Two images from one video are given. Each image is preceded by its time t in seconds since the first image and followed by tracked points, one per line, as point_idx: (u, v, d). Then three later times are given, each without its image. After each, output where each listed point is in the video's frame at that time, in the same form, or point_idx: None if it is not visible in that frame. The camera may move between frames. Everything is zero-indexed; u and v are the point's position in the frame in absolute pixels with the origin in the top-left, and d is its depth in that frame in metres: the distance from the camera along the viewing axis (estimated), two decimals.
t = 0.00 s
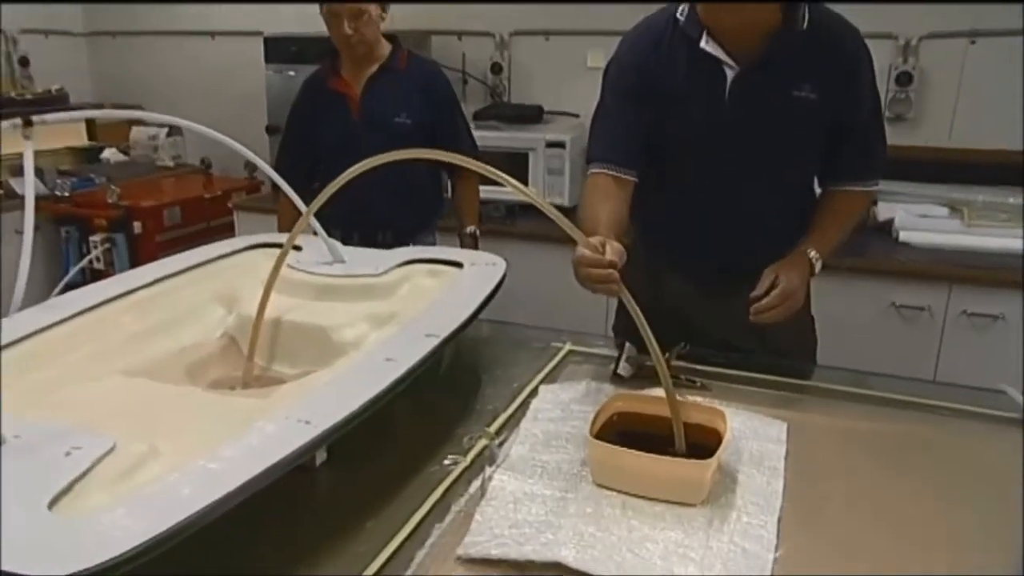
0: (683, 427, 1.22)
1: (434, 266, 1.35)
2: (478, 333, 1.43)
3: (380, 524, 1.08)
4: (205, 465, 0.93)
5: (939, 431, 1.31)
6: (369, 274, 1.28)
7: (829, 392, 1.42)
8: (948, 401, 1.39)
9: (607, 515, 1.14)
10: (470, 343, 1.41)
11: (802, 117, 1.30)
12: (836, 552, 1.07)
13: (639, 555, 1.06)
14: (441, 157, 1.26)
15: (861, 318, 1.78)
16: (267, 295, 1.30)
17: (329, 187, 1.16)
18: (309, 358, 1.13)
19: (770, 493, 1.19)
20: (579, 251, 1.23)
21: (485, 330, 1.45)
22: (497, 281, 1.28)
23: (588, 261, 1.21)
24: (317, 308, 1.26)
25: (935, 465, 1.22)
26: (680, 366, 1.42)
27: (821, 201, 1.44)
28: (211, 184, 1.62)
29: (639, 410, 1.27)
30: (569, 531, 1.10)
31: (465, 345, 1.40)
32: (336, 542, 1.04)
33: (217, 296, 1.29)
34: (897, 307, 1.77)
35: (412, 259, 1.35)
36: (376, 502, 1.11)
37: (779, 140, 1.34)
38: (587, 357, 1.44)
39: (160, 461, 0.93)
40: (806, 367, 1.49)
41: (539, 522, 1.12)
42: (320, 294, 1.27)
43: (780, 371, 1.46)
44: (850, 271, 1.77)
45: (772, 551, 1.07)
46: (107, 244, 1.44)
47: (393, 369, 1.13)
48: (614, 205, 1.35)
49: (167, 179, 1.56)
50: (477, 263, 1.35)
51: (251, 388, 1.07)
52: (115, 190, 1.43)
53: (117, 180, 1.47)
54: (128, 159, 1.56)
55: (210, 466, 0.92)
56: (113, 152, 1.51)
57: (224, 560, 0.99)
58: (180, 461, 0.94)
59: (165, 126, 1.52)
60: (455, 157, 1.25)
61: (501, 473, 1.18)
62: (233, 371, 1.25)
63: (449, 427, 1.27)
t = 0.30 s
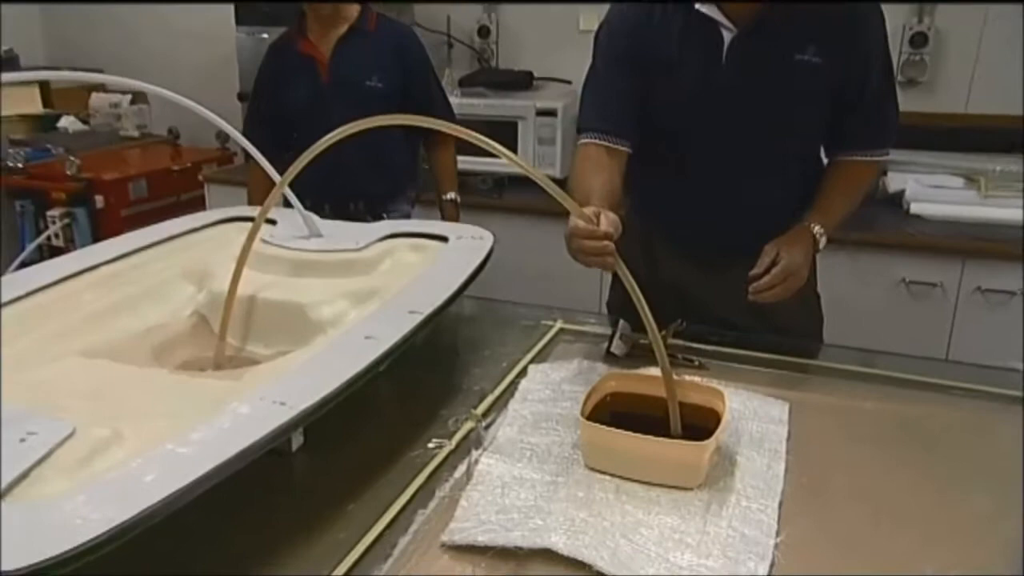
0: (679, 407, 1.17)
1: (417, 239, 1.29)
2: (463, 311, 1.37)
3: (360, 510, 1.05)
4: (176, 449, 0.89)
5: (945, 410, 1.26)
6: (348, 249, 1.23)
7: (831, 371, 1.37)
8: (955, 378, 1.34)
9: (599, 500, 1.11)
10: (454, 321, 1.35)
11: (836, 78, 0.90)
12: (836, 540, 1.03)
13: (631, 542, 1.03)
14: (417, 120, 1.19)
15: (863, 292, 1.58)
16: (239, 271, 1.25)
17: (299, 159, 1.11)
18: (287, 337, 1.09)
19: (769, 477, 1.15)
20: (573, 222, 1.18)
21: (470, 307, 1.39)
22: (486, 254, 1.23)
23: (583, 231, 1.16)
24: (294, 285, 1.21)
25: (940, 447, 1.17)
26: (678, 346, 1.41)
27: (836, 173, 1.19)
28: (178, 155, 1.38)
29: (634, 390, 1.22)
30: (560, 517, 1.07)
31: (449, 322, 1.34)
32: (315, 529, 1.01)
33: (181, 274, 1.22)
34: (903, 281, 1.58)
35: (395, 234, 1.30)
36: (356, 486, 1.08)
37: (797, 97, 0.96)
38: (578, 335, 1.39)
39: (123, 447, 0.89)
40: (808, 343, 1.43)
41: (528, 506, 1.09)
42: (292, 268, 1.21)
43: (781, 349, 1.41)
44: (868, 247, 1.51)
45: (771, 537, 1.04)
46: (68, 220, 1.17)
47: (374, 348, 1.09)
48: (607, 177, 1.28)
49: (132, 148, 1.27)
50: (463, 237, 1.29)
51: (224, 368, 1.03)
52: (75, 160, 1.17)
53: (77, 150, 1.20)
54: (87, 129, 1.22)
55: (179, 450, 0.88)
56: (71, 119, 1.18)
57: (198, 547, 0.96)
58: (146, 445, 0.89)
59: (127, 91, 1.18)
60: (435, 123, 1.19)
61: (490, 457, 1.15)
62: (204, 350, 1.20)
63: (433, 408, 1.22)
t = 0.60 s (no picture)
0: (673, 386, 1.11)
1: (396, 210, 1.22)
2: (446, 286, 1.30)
3: (336, 497, 1.00)
4: (137, 434, 0.84)
5: (956, 389, 1.20)
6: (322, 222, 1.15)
7: (837, 347, 1.30)
8: (967, 355, 1.27)
9: (589, 485, 1.05)
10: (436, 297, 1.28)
11: (830, 56, 0.81)
12: (841, 524, 0.98)
13: (623, 529, 0.98)
14: (383, 80, 1.10)
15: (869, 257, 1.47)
16: (204, 244, 1.17)
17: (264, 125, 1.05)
18: (259, 317, 1.03)
19: (770, 459, 1.09)
20: (556, 190, 1.11)
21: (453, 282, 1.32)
22: (470, 226, 1.17)
23: (565, 200, 1.10)
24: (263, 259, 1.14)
25: (949, 429, 1.12)
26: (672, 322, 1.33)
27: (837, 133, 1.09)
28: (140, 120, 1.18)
29: (627, 368, 1.15)
30: (548, 502, 1.02)
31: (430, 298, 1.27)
32: (289, 517, 0.96)
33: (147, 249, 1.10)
34: (915, 252, 1.51)
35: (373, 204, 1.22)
36: (333, 473, 1.03)
37: (796, 82, 0.87)
38: (569, 310, 1.32)
39: (76, 434, 0.81)
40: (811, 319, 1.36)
41: (515, 491, 1.03)
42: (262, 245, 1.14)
43: (783, 325, 1.34)
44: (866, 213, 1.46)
45: (771, 523, 0.98)
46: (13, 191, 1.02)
47: (349, 324, 1.04)
48: (590, 141, 1.13)
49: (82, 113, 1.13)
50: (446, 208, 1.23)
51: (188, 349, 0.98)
52: (20, 124, 1.04)
53: (25, 117, 1.10)
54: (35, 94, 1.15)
55: (139, 434, 0.83)
56: (16, 83, 1.12)
57: (165, 537, 0.92)
58: (103, 432, 0.83)
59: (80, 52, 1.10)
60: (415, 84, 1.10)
61: (473, 440, 1.09)
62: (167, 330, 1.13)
63: (414, 388, 1.16)
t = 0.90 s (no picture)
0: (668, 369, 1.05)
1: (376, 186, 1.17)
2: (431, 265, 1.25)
3: (313, 487, 0.95)
4: (97, 421, 0.75)
5: (963, 368, 1.15)
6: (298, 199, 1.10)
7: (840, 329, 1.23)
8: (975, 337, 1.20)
9: (578, 473, 1.00)
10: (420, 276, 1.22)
11: (852, 5, 0.60)
12: (846, 514, 0.93)
13: (615, 519, 0.94)
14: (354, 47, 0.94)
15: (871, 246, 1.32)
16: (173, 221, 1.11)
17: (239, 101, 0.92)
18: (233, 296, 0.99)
19: (770, 444, 1.04)
20: (546, 161, 1.03)
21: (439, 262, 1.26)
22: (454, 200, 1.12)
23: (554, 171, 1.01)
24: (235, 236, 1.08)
25: (958, 411, 1.06)
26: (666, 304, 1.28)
27: (844, 111, 0.90)
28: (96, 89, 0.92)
29: (620, 350, 1.10)
30: (536, 491, 0.97)
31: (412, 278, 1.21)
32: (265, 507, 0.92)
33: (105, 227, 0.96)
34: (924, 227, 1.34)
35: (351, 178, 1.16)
36: (310, 461, 0.98)
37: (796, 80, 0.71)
38: (558, 291, 1.26)
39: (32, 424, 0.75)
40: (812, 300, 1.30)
41: (500, 479, 0.99)
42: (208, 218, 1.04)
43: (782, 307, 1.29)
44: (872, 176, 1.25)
45: (771, 511, 0.93)
46: None
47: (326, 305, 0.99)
48: (582, 112, 1.11)
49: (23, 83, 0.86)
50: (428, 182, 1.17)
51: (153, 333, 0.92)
52: None
53: None
54: None
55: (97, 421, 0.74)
56: None
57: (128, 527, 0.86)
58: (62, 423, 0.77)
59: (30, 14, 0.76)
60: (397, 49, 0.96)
61: (458, 425, 1.05)
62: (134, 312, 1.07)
63: (396, 373, 1.11)
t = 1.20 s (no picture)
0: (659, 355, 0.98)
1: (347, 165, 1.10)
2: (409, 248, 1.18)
3: (279, 484, 0.90)
4: (41, 416, 0.69)
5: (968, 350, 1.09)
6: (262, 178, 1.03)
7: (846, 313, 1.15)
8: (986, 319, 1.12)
9: (562, 466, 0.95)
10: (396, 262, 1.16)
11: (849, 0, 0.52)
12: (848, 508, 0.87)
13: (601, 515, 0.88)
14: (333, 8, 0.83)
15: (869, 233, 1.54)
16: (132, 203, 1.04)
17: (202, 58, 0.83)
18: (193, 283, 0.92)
19: (767, 434, 0.98)
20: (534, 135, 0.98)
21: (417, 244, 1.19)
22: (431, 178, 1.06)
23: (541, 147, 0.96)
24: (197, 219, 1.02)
25: (965, 395, 1.01)
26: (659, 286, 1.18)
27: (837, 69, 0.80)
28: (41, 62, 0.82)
29: (606, 337, 1.04)
30: (518, 486, 0.91)
31: (386, 262, 1.15)
32: (228, 506, 0.86)
33: (55, 207, 0.86)
34: (933, 207, 1.53)
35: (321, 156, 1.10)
36: (276, 457, 0.93)
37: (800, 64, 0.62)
38: (543, 275, 1.20)
39: None
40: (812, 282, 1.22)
41: (479, 475, 0.93)
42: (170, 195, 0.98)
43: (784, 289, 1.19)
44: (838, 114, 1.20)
45: (766, 505, 0.88)
46: None
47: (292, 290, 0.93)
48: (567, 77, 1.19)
49: None
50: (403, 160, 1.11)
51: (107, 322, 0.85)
52: None
53: None
54: None
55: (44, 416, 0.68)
56: None
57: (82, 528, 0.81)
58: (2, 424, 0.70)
59: None
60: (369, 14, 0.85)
61: (435, 418, 0.99)
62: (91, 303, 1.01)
63: (369, 362, 1.05)
